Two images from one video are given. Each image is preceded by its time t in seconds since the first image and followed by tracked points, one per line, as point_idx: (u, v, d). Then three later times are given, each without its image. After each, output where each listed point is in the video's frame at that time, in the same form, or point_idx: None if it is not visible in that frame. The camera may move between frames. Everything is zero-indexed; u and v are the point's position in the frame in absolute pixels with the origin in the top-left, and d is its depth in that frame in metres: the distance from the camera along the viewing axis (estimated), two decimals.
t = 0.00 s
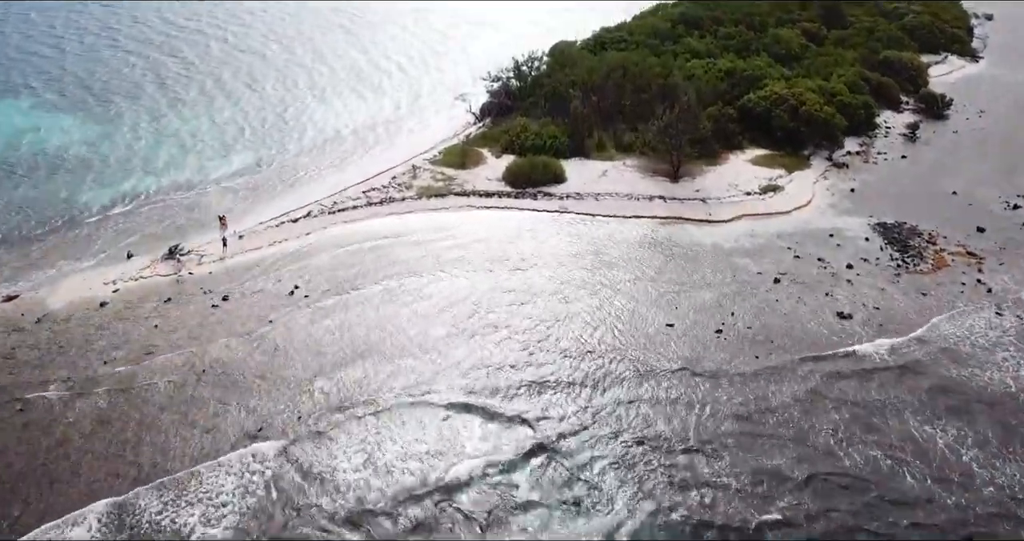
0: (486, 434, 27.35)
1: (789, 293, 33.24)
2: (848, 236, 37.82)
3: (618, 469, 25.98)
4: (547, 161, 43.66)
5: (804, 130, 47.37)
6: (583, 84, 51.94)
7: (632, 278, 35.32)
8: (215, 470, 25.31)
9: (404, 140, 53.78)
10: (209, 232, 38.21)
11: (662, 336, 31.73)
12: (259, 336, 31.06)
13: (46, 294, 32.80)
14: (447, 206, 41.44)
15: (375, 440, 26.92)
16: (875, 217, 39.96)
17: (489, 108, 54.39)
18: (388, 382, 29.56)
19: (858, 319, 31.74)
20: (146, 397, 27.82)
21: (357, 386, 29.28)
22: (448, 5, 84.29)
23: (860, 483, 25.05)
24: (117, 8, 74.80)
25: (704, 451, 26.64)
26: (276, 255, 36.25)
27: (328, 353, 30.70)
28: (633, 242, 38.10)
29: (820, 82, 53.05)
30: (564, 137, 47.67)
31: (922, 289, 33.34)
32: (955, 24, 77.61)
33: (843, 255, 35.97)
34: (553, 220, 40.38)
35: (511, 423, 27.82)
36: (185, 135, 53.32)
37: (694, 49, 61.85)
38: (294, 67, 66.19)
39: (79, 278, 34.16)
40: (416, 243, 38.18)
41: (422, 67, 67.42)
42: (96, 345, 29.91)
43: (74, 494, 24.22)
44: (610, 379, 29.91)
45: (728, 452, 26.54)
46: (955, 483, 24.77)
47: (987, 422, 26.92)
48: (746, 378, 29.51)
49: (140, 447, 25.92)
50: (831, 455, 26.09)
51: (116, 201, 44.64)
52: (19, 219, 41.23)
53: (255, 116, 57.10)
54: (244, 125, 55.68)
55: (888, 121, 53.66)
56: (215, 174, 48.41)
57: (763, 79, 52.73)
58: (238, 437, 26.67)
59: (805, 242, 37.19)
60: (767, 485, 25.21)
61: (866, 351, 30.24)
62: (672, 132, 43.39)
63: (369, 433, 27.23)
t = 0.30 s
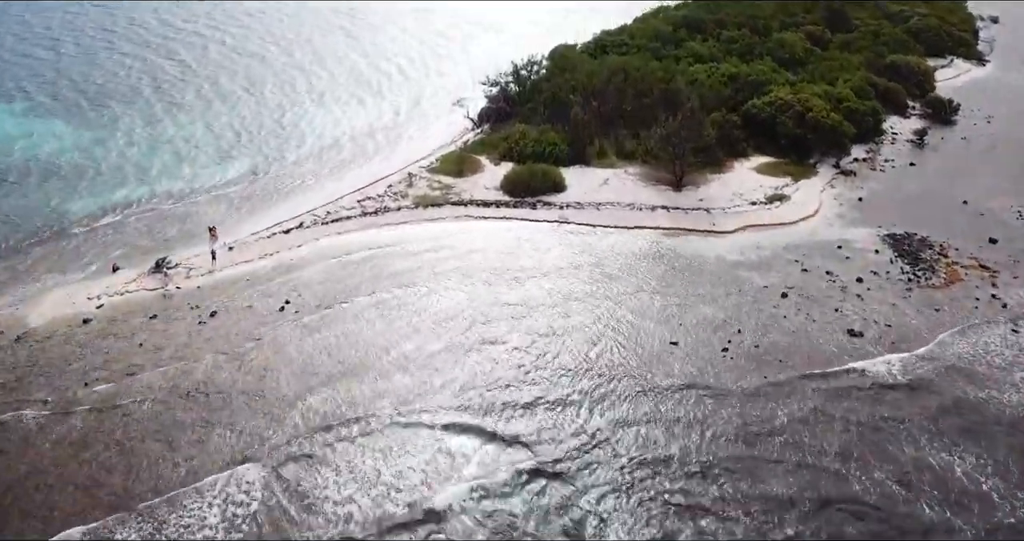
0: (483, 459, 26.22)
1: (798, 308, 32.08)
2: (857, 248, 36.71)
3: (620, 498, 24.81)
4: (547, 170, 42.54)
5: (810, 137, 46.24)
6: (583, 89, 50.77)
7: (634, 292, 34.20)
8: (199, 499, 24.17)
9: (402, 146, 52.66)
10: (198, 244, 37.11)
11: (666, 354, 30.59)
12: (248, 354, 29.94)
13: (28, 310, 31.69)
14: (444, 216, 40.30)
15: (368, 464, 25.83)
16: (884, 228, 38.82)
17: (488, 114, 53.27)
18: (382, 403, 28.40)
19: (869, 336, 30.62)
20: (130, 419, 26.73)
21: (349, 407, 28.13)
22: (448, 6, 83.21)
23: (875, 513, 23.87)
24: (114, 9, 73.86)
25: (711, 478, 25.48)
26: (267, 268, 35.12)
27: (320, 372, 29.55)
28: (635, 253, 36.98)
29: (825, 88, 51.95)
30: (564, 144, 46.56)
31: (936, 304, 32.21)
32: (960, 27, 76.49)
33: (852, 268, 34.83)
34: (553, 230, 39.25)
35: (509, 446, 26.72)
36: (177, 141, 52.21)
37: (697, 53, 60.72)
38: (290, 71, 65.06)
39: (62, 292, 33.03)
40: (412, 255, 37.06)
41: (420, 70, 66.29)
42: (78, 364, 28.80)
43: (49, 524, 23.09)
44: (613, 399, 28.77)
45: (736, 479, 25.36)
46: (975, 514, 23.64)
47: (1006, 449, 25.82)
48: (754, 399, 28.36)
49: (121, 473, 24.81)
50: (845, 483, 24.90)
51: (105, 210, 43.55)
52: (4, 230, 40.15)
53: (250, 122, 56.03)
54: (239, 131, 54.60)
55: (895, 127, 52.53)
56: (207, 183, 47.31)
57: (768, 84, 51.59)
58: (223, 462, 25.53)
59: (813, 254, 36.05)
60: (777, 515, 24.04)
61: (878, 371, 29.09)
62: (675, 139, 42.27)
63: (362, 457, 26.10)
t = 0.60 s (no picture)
0: (481, 486, 25.13)
1: (806, 324, 30.98)
2: (866, 261, 35.62)
3: (622, 530, 23.76)
4: (547, 178, 41.41)
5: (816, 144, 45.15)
6: (584, 94, 49.88)
7: (637, 306, 33.07)
8: (181, 531, 23.06)
9: (400, 153, 51.52)
10: (187, 256, 35.99)
11: (670, 373, 29.45)
12: (237, 373, 28.81)
13: (8, 326, 30.59)
14: (440, 226, 39.16)
15: (361, 493, 24.75)
16: (894, 240, 37.74)
17: (486, 120, 52.16)
18: (374, 426, 27.27)
19: (881, 355, 29.50)
20: (110, 444, 25.64)
21: (341, 429, 27.01)
22: (448, 7, 82.09)
23: None
24: (111, 9, 72.75)
25: (717, 508, 24.39)
26: (258, 282, 34.02)
27: (310, 392, 28.40)
28: (637, 266, 35.86)
29: (831, 93, 50.82)
30: (564, 152, 45.48)
31: (949, 321, 31.13)
32: (966, 30, 75.37)
33: (862, 282, 33.73)
34: (553, 241, 38.12)
35: (508, 472, 25.64)
36: (168, 147, 51.08)
37: (699, 57, 59.63)
38: (285, 74, 63.88)
39: (45, 307, 31.92)
40: (407, 267, 35.92)
41: (419, 73, 65.17)
42: (58, 385, 27.68)
43: None
44: (614, 421, 27.67)
45: (744, 509, 24.26)
46: None
47: None
48: (761, 422, 27.25)
49: (99, 502, 23.71)
50: (857, 514, 23.83)
51: (93, 220, 42.45)
52: None
53: (245, 127, 54.91)
54: (233, 136, 53.46)
55: (902, 133, 51.39)
56: (199, 191, 46.18)
57: (772, 89, 50.48)
58: (207, 490, 24.42)
59: (821, 268, 34.96)
60: None
61: (892, 393, 27.98)
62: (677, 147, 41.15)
63: (354, 484, 25.02)
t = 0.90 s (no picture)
0: (477, 518, 23.89)
1: (816, 344, 29.78)
2: (877, 275, 34.42)
3: None
4: (546, 188, 40.18)
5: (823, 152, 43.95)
6: (584, 100, 48.77)
7: (640, 324, 31.82)
8: None
9: (398, 160, 50.31)
10: (174, 269, 34.74)
11: (674, 397, 28.18)
12: (223, 396, 27.55)
13: None
14: (436, 238, 37.94)
15: (351, 526, 23.53)
16: (905, 253, 36.53)
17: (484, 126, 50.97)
18: (366, 452, 26.04)
19: (895, 378, 28.26)
20: (88, 473, 24.42)
21: (331, 455, 25.78)
22: (448, 8, 80.95)
23: None
24: (107, 11, 71.68)
25: None
26: (246, 297, 32.80)
27: (299, 415, 27.17)
28: (640, 281, 34.63)
29: (837, 99, 49.60)
30: (564, 160, 44.27)
31: (965, 341, 29.92)
32: (972, 34, 74.18)
33: (874, 299, 32.51)
34: (552, 254, 36.88)
35: (506, 504, 24.40)
36: (158, 154, 49.87)
37: (702, 61, 58.44)
38: (280, 77, 62.63)
39: (24, 324, 30.71)
40: (402, 281, 34.69)
41: (419, 77, 63.97)
42: (34, 410, 26.47)
43: None
44: (615, 447, 26.43)
45: None
46: None
47: None
48: (771, 448, 26.00)
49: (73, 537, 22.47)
50: None
51: (79, 231, 41.21)
52: None
53: (240, 133, 53.69)
54: (228, 142, 52.23)
55: (909, 141, 50.20)
56: (188, 200, 44.87)
57: (777, 95, 49.27)
58: (188, 522, 23.19)
59: (830, 283, 33.74)
60: None
61: (907, 417, 26.76)
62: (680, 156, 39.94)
63: (344, 515, 23.80)
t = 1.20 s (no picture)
0: None
1: (825, 362, 28.73)
2: (887, 289, 33.37)
3: None
4: (546, 197, 39.11)
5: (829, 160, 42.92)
6: (584, 105, 47.75)
7: (642, 340, 30.78)
8: None
9: (395, 167, 49.23)
10: (162, 282, 33.69)
11: (679, 419, 27.04)
12: (209, 417, 26.44)
13: None
14: (433, 249, 36.86)
15: None
16: (915, 265, 35.47)
17: (482, 132, 49.93)
18: (358, 475, 24.96)
19: (908, 399, 27.18)
20: (65, 502, 23.32)
21: (321, 479, 24.69)
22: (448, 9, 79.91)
23: None
24: (105, 12, 70.73)
25: None
26: (235, 311, 31.73)
27: (287, 437, 26.04)
28: (643, 294, 33.56)
29: (843, 105, 48.55)
30: (563, 168, 43.23)
31: (981, 359, 28.87)
32: (978, 36, 73.15)
33: (884, 314, 31.44)
34: (552, 265, 35.80)
35: (503, 532, 23.33)
36: (149, 161, 48.80)
37: (704, 66, 57.42)
38: (276, 81, 61.58)
39: (4, 341, 29.66)
40: (397, 295, 33.61)
41: (419, 80, 62.91)
42: (12, 435, 25.43)
43: None
44: (616, 470, 25.34)
45: None
46: None
47: None
48: (779, 473, 24.88)
49: None
50: None
51: (66, 241, 40.12)
52: None
53: (235, 139, 52.61)
54: (223, 148, 51.16)
55: (917, 148, 49.17)
56: (178, 208, 43.73)
57: (781, 101, 48.24)
58: None
59: (839, 297, 32.67)
60: None
61: (922, 441, 25.67)
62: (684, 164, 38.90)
63: None
